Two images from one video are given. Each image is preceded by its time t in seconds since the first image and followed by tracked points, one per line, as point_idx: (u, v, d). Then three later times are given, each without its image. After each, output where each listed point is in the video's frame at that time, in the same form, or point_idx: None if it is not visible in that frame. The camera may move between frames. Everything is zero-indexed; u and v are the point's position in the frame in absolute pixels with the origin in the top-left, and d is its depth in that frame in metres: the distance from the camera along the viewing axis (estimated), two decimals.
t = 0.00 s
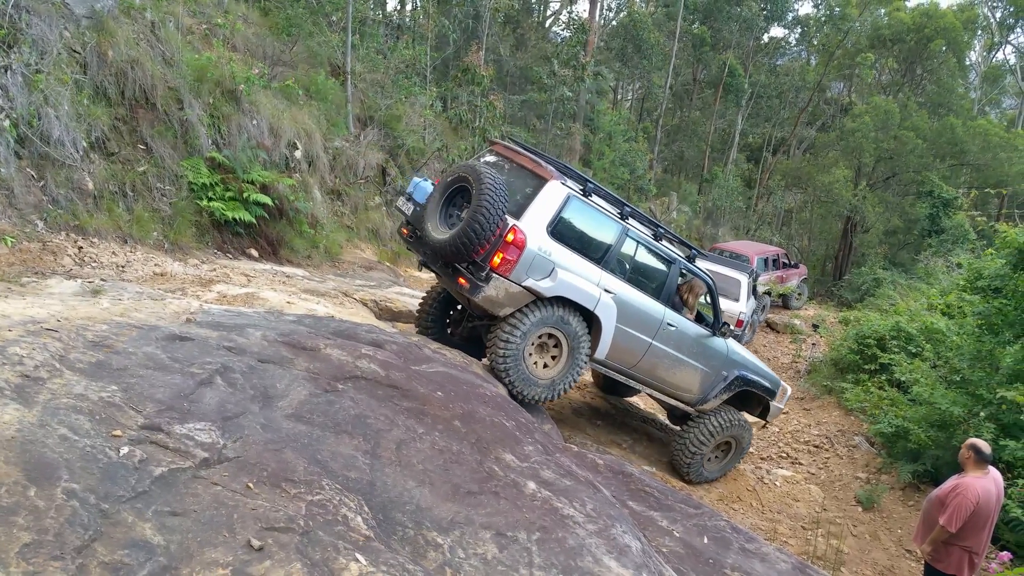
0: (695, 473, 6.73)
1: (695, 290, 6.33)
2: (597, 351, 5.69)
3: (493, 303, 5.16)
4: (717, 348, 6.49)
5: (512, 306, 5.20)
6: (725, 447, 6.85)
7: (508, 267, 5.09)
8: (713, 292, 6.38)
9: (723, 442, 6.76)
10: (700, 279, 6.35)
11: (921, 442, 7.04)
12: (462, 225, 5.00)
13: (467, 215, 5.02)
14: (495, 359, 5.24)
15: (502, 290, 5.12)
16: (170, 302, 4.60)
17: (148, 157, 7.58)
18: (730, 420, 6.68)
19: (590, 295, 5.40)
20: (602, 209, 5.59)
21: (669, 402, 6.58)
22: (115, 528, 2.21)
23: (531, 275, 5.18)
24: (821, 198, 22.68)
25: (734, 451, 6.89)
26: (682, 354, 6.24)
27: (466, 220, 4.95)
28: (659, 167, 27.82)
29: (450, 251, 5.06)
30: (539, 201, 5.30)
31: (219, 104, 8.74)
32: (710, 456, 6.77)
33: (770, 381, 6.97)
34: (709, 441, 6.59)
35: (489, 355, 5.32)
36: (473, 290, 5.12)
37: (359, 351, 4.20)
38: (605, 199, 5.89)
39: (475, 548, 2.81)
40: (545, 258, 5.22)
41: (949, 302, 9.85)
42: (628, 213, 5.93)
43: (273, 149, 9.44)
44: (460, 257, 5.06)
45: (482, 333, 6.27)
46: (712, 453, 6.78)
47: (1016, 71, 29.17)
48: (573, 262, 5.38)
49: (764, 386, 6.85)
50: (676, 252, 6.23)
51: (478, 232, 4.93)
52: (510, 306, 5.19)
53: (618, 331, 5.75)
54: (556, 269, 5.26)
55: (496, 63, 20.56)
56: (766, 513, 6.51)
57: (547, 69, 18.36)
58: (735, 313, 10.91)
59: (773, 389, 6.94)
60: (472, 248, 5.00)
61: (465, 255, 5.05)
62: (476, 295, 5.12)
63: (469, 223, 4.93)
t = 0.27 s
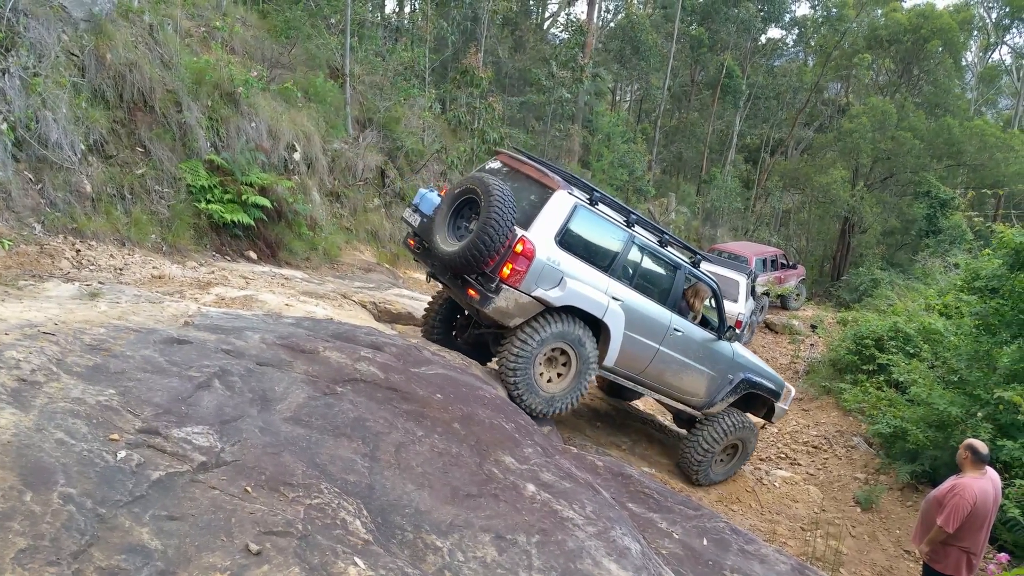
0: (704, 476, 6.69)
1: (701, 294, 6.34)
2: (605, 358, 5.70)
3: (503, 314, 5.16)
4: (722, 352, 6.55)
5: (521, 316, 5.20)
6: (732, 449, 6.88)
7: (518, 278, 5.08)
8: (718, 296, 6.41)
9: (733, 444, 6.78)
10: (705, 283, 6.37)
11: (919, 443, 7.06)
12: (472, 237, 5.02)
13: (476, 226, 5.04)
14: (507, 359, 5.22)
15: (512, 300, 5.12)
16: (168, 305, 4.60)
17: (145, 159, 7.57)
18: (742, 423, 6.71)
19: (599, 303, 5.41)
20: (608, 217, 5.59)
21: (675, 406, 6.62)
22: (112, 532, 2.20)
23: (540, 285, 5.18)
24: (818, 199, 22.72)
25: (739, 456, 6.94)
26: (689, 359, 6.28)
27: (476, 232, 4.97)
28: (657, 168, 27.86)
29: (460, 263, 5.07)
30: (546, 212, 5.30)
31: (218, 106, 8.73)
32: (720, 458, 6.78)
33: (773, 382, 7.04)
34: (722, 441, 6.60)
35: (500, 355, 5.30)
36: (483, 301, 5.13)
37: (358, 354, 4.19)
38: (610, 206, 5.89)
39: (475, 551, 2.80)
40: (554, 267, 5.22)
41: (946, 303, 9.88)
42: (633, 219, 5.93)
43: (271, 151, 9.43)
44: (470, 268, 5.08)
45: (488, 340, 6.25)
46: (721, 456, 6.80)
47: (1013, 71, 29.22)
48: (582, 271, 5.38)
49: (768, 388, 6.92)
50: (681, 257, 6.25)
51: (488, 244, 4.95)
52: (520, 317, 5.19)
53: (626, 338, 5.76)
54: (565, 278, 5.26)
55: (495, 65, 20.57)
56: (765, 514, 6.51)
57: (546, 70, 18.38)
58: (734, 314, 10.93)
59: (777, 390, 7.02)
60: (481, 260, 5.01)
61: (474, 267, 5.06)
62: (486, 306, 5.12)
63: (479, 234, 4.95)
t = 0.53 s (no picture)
0: (704, 475, 6.76)
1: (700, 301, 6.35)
2: (608, 368, 5.69)
3: (508, 328, 5.14)
4: (722, 355, 6.58)
5: (526, 329, 5.19)
6: (732, 449, 6.98)
7: (522, 291, 5.08)
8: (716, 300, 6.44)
9: (732, 444, 6.88)
10: (704, 288, 6.39)
11: (911, 442, 7.11)
12: (475, 252, 5.01)
13: (479, 242, 5.04)
14: (518, 359, 5.19)
15: (516, 314, 5.11)
16: (161, 306, 4.58)
17: (138, 159, 7.54)
18: (741, 423, 6.81)
19: (601, 313, 5.43)
20: (609, 228, 5.59)
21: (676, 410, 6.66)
22: (105, 533, 2.20)
23: (544, 298, 5.18)
24: (811, 199, 22.81)
25: (738, 456, 7.04)
26: (689, 364, 6.31)
27: (479, 247, 4.96)
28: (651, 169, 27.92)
29: (464, 278, 5.07)
30: (547, 224, 5.30)
31: (210, 106, 8.70)
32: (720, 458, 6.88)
33: (772, 383, 7.10)
34: (727, 438, 6.70)
35: (510, 355, 5.26)
36: (488, 316, 5.12)
37: (351, 354, 4.19)
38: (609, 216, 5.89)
39: (468, 550, 2.80)
40: (557, 279, 5.22)
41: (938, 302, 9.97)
42: (633, 228, 5.94)
43: (264, 150, 9.40)
44: (473, 283, 5.07)
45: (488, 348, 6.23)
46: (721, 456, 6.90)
47: (1004, 73, 29.42)
48: (584, 282, 5.39)
49: (767, 389, 6.97)
50: (680, 263, 6.27)
51: (491, 259, 4.94)
52: (524, 330, 5.18)
53: (628, 346, 5.78)
54: (567, 290, 5.27)
55: (489, 66, 20.59)
56: (758, 513, 6.54)
57: (540, 71, 18.40)
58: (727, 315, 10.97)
59: (776, 391, 7.07)
60: (485, 275, 5.01)
61: (478, 282, 5.05)
62: (491, 320, 5.10)
63: (482, 250, 4.94)
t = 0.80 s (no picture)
0: (703, 473, 6.79)
1: (697, 303, 6.36)
2: (605, 370, 5.71)
3: (506, 333, 5.15)
4: (718, 355, 6.61)
5: (524, 334, 5.20)
6: (730, 448, 7.01)
7: (519, 296, 5.07)
8: (712, 302, 6.46)
9: (730, 443, 6.92)
10: (700, 289, 6.41)
11: (904, 438, 7.15)
12: (473, 258, 5.03)
13: (476, 248, 5.05)
14: (519, 356, 5.20)
15: (514, 319, 5.12)
16: (153, 309, 4.57)
17: (129, 162, 7.52)
18: (740, 421, 6.85)
19: (598, 316, 5.45)
20: (604, 232, 5.61)
21: (674, 411, 6.68)
22: (100, 537, 2.19)
23: (541, 302, 5.19)
24: (802, 197, 22.92)
25: (736, 455, 7.08)
26: (686, 365, 6.33)
27: (476, 253, 4.98)
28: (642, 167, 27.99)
29: (462, 284, 5.07)
30: (544, 228, 5.30)
31: (201, 109, 8.67)
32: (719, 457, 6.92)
33: (768, 383, 7.13)
34: (726, 437, 6.74)
35: (511, 353, 5.26)
36: (485, 321, 5.12)
37: (345, 356, 4.19)
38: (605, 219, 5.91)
39: (464, 550, 2.81)
40: (554, 284, 5.24)
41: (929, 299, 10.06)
42: (628, 231, 5.96)
43: (255, 153, 9.38)
44: (471, 289, 5.08)
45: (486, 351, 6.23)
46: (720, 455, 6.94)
47: (992, 69, 29.59)
48: (581, 286, 5.41)
49: (764, 389, 7.01)
50: (676, 265, 6.30)
51: (489, 265, 4.96)
52: (522, 334, 5.19)
53: (625, 348, 5.80)
54: (565, 294, 5.29)
55: (479, 66, 20.60)
56: (752, 510, 6.57)
57: (530, 70, 18.43)
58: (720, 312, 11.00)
59: (772, 390, 7.11)
60: (483, 280, 5.01)
61: (476, 287, 5.07)
62: (489, 325, 5.10)
63: (479, 256, 4.96)
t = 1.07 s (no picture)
0: (700, 474, 6.81)
1: (692, 305, 6.34)
2: (601, 368, 5.71)
3: (501, 330, 5.13)
4: (713, 356, 6.62)
5: (519, 331, 5.18)
6: (726, 448, 7.03)
7: (514, 293, 5.08)
8: (708, 302, 6.48)
9: (727, 443, 6.94)
10: (696, 290, 6.42)
11: (898, 437, 7.19)
12: (468, 255, 5.02)
13: (472, 245, 5.04)
14: (516, 353, 5.21)
15: (509, 316, 5.11)
16: (147, 308, 4.56)
17: (123, 162, 7.49)
18: (737, 421, 6.88)
19: (593, 314, 5.45)
20: (599, 231, 5.62)
21: (669, 410, 6.68)
22: (95, 536, 2.19)
23: (536, 300, 5.19)
24: (796, 198, 23.00)
25: (733, 455, 7.10)
26: (681, 364, 6.34)
27: (472, 250, 4.96)
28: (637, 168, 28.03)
29: (457, 281, 5.06)
30: (539, 227, 5.31)
31: (195, 108, 8.64)
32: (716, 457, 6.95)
33: (764, 383, 7.15)
34: (723, 437, 6.77)
35: (507, 350, 5.27)
36: (481, 318, 5.10)
37: (340, 355, 4.18)
38: (600, 218, 5.92)
39: (459, 550, 2.81)
40: (549, 282, 5.24)
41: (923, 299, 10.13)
42: (624, 230, 5.97)
43: (250, 152, 9.35)
44: (466, 286, 5.07)
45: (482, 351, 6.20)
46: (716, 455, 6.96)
47: (985, 70, 29.73)
48: (576, 284, 5.41)
49: (759, 389, 7.02)
50: (671, 265, 6.31)
51: (484, 262, 4.94)
52: (517, 331, 5.17)
53: (620, 347, 5.80)
54: (560, 292, 5.29)
55: (474, 65, 20.59)
56: (746, 510, 6.58)
57: (525, 70, 18.43)
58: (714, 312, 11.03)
59: (767, 390, 7.12)
60: (478, 277, 5.01)
61: (471, 285, 5.05)
62: (484, 323, 5.09)
63: (474, 253, 4.95)
